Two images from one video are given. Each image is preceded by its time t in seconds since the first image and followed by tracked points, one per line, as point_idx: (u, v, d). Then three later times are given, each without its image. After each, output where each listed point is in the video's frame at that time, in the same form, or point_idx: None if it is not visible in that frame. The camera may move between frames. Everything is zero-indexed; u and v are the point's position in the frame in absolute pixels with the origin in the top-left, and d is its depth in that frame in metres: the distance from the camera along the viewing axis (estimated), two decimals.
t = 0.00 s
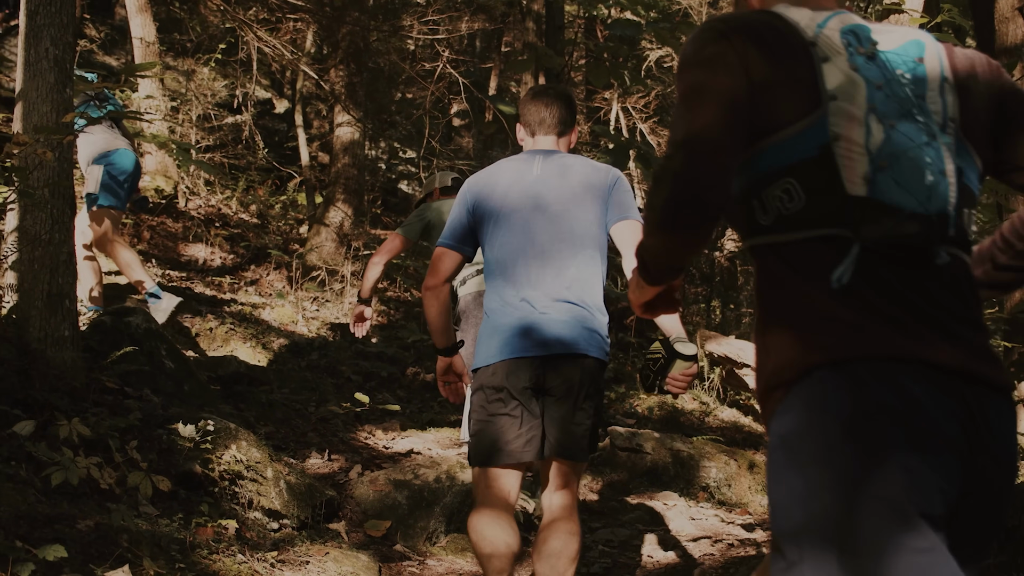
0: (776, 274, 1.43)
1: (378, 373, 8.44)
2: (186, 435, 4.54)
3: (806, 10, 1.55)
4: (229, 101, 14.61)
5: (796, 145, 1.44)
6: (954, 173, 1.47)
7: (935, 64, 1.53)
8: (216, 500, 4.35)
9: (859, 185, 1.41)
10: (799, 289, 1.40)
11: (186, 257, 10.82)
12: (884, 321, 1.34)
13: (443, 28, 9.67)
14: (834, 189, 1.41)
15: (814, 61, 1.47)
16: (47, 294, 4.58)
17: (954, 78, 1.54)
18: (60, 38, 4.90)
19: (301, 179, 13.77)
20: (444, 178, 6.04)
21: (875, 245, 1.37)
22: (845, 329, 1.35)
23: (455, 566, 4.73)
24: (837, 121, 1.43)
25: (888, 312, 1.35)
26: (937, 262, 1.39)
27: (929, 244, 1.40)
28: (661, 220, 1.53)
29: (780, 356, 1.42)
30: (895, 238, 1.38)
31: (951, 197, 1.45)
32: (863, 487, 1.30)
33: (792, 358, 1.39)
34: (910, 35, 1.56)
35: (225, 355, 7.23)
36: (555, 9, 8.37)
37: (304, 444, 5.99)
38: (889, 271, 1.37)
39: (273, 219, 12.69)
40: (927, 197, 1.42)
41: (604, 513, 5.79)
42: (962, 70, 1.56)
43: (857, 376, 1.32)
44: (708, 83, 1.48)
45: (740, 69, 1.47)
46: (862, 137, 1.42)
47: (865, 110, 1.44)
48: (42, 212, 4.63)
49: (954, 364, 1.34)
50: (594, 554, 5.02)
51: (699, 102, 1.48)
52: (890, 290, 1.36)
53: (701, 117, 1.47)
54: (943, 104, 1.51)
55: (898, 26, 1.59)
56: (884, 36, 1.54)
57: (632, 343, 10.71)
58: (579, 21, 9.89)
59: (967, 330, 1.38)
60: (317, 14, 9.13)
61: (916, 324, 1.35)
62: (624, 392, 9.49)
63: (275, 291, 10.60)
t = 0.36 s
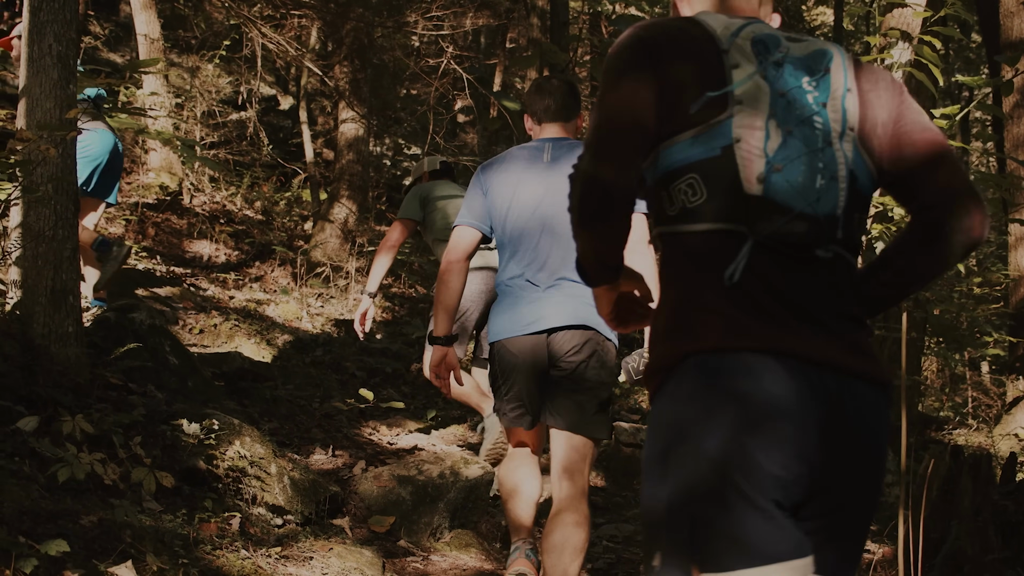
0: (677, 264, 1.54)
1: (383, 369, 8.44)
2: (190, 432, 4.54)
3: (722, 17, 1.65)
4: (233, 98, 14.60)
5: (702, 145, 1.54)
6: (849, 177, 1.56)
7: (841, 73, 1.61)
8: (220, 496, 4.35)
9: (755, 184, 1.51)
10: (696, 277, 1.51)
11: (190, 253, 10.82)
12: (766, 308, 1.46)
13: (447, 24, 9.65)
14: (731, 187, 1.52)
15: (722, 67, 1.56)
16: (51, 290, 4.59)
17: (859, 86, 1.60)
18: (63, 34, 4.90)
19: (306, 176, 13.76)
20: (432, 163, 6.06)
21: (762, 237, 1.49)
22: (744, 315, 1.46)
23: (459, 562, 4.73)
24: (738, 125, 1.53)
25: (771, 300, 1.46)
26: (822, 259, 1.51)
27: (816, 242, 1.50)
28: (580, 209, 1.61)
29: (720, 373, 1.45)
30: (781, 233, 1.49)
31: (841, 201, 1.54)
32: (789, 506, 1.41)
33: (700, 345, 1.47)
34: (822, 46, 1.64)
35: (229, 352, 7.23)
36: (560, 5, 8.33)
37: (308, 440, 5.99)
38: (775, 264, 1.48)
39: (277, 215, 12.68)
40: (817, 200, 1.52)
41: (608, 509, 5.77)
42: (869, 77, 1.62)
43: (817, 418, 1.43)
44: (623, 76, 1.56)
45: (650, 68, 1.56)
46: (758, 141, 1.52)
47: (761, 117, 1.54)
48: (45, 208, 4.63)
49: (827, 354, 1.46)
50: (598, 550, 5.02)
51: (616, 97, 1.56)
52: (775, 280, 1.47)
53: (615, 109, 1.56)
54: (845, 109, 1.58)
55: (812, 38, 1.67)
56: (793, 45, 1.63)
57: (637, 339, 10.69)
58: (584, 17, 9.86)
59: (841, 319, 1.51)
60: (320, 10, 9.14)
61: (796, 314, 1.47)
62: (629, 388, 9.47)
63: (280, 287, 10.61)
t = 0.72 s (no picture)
0: (621, 241, 1.69)
1: (387, 365, 8.44)
2: (193, 429, 4.54)
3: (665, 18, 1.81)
4: (238, 95, 14.60)
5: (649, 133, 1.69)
6: (779, 161, 1.75)
7: (770, 72, 1.81)
8: (224, 492, 4.36)
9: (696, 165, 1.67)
10: (641, 251, 1.65)
11: (195, 250, 10.84)
12: (705, 283, 1.61)
13: (450, 20, 9.62)
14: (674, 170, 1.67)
15: (666, 61, 1.71)
16: (54, 287, 4.60)
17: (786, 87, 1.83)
18: (66, 31, 4.89)
19: (310, 172, 13.75)
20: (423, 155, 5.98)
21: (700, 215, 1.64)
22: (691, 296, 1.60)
23: (463, 557, 4.73)
24: (683, 114, 1.69)
25: (711, 278, 1.61)
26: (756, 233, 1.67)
27: (750, 219, 1.67)
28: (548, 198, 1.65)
29: (723, 411, 1.58)
30: (719, 212, 1.64)
31: (772, 184, 1.73)
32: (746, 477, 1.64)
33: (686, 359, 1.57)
34: (752, 47, 1.84)
35: (234, 348, 7.24)
36: None
37: (312, 436, 6.00)
38: (712, 241, 1.63)
39: (282, 212, 12.69)
40: (751, 182, 1.70)
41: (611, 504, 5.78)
42: (793, 84, 1.86)
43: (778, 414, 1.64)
44: (580, 74, 1.66)
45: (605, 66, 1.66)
46: (699, 128, 1.69)
47: (704, 106, 1.71)
48: (49, 205, 4.63)
49: (753, 325, 1.61)
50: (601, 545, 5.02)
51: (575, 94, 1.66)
52: (712, 257, 1.62)
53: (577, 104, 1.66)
54: (774, 103, 1.79)
55: (744, 41, 1.87)
56: (729, 46, 1.82)
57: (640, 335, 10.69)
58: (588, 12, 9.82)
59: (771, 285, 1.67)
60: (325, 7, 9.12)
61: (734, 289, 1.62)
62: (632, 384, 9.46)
63: (284, 283, 10.63)
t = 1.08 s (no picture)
0: (593, 212, 1.80)
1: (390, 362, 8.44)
2: (195, 425, 4.54)
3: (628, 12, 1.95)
4: (241, 92, 14.58)
5: (613, 113, 1.82)
6: (735, 143, 1.91)
7: (723, 63, 1.96)
8: (226, 489, 4.36)
9: (663, 144, 1.80)
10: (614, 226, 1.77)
11: (199, 247, 10.84)
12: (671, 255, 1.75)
13: (454, 17, 9.59)
14: (641, 146, 1.80)
15: (632, 51, 1.86)
16: (57, 283, 4.59)
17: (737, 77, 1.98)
18: (69, 27, 4.89)
19: (314, 169, 13.73)
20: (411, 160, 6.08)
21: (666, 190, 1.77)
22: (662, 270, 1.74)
23: (465, 554, 4.72)
24: (651, 97, 1.82)
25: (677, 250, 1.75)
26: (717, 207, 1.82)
27: (713, 194, 1.82)
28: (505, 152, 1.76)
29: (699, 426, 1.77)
30: (686, 187, 1.78)
31: (732, 163, 1.88)
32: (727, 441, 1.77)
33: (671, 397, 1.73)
34: (705, 39, 1.99)
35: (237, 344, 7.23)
36: None
37: (315, 433, 5.99)
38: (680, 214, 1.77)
39: (286, 209, 12.68)
40: (713, 158, 1.84)
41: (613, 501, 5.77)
42: (743, 76, 2.02)
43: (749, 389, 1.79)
44: (551, 57, 1.80)
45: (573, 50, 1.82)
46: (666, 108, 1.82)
47: (671, 89, 1.84)
48: (52, 201, 4.62)
49: (717, 298, 1.76)
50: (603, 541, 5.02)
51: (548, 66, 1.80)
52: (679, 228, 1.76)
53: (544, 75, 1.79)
54: (727, 89, 1.95)
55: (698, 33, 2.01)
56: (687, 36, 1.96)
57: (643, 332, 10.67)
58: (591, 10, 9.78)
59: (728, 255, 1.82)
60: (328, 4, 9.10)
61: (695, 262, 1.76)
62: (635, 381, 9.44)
63: (288, 280, 10.64)
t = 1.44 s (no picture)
0: (560, 231, 1.91)
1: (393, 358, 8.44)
2: (197, 420, 4.54)
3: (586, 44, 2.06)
4: (246, 89, 14.58)
5: (575, 137, 1.93)
6: (694, 163, 2.00)
7: (678, 88, 2.07)
8: (228, 485, 4.36)
9: (624, 167, 1.90)
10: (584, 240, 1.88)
11: (202, 243, 10.85)
12: (635, 271, 1.86)
13: (458, 14, 9.57)
14: (603, 169, 1.89)
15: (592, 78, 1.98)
16: (59, 279, 4.60)
17: (691, 101, 2.09)
18: (72, 23, 4.89)
19: (317, 166, 13.72)
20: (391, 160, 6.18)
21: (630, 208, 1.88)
22: (637, 289, 1.84)
23: (467, 550, 4.73)
24: (610, 124, 1.93)
25: (643, 267, 1.86)
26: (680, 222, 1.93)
27: (675, 210, 1.92)
28: (471, 165, 1.95)
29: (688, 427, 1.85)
30: (650, 205, 1.88)
31: (693, 182, 1.98)
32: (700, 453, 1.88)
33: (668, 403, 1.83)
34: (662, 65, 2.10)
35: (240, 341, 7.24)
36: None
37: (317, 429, 6.00)
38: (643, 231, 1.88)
39: (289, 205, 12.69)
40: (674, 177, 1.93)
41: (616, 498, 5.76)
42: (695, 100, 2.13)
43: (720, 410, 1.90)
44: (520, 86, 1.93)
45: (537, 67, 1.96)
46: (625, 134, 1.92)
47: (629, 115, 1.95)
48: (54, 197, 4.62)
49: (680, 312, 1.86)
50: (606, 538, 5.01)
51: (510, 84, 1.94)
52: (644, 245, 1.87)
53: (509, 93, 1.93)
54: (683, 114, 2.05)
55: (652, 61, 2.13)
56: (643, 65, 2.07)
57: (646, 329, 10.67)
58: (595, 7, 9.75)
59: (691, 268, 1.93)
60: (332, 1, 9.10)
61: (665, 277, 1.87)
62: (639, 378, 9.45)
63: (291, 277, 10.67)
